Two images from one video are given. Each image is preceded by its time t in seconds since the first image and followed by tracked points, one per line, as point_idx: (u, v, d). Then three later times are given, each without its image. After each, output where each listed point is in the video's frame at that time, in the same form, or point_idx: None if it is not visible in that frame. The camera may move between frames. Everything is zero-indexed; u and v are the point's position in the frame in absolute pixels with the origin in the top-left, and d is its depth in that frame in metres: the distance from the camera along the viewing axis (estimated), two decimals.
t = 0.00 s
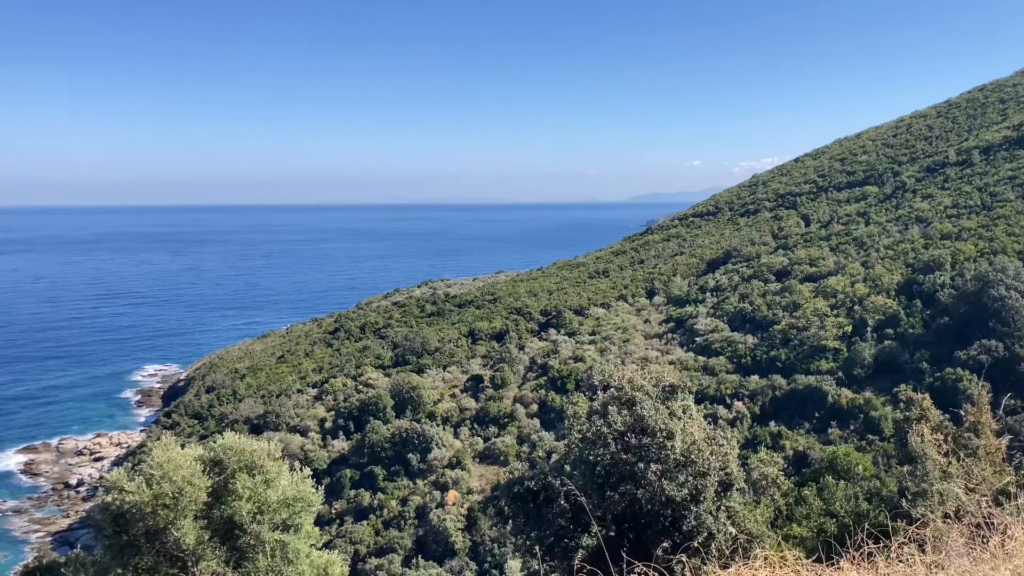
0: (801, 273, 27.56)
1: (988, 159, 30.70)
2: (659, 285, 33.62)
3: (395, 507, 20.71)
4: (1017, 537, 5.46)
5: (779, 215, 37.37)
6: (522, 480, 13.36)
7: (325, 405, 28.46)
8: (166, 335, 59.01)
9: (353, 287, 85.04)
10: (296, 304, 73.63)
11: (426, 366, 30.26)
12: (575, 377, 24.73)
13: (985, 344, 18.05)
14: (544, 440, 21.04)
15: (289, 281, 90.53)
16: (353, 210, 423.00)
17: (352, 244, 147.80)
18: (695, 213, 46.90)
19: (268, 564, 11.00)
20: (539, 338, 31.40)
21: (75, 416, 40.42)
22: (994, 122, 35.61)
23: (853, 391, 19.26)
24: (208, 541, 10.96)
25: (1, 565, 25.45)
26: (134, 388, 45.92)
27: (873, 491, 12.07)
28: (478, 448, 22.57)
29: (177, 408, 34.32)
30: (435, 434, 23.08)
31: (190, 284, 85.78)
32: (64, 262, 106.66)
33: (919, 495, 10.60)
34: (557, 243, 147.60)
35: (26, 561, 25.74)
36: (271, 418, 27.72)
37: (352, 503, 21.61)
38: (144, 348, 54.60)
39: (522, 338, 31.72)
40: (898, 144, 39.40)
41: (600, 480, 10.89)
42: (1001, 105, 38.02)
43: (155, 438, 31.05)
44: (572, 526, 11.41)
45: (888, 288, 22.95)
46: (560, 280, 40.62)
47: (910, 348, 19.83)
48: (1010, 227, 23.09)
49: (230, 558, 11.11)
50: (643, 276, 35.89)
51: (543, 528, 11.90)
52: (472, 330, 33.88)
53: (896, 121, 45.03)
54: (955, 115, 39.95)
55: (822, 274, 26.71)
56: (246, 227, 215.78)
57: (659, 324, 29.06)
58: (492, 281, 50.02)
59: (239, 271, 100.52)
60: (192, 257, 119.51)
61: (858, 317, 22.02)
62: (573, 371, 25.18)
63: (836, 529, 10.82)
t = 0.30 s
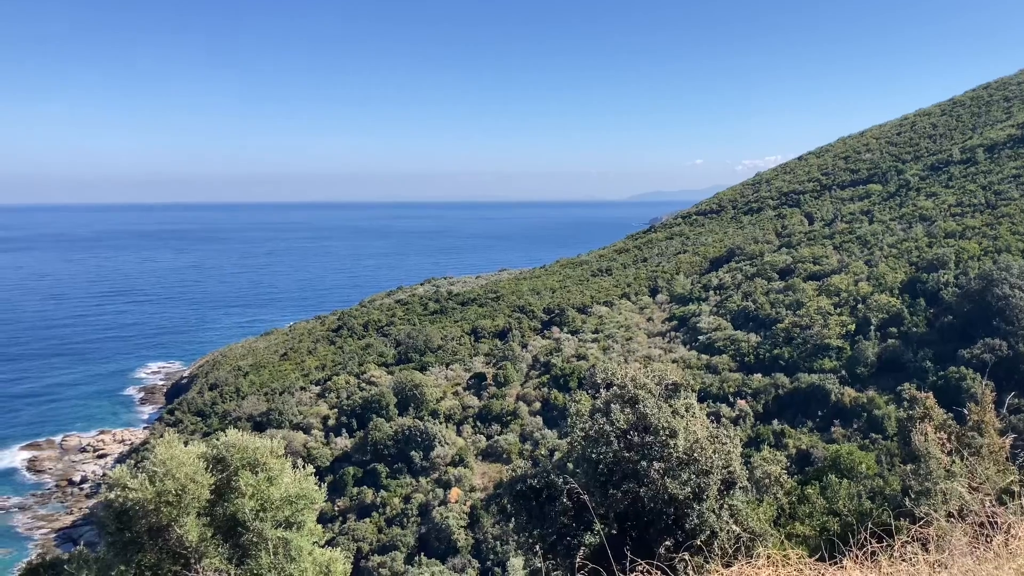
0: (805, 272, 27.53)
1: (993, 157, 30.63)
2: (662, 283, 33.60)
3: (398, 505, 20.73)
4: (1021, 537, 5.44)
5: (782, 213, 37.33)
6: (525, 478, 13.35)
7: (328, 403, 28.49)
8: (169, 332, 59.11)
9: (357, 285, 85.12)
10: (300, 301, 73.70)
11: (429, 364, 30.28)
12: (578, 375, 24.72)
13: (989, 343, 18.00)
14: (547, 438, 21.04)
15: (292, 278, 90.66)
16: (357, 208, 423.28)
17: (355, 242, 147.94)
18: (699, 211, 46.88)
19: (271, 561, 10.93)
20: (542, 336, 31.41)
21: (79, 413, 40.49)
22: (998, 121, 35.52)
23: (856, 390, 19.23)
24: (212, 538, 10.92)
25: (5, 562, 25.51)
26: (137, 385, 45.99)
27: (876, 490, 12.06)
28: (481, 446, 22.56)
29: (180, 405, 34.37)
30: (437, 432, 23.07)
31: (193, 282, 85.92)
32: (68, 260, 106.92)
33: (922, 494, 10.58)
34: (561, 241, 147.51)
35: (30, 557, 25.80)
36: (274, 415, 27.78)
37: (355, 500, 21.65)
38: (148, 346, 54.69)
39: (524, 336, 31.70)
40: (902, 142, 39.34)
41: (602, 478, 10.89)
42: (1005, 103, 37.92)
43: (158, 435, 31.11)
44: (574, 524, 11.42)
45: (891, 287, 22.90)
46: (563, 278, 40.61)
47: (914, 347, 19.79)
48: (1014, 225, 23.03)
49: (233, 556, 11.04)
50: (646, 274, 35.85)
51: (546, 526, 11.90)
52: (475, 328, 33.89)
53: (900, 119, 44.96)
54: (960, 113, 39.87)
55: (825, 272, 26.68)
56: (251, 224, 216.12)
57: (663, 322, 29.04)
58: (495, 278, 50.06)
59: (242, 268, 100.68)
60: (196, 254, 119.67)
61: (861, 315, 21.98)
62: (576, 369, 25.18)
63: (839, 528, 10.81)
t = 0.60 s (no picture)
0: (812, 268, 27.47)
1: (1001, 153, 30.50)
2: (669, 280, 33.56)
3: (405, 502, 20.78)
4: None
5: (790, 210, 37.25)
6: (533, 475, 13.37)
7: (336, 400, 28.56)
8: (178, 330, 59.30)
9: (364, 282, 85.23)
10: (307, 299, 73.86)
11: (436, 361, 30.34)
12: (585, 372, 24.73)
13: (998, 340, 17.93)
14: (555, 435, 21.05)
15: (299, 276, 90.82)
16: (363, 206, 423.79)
17: (362, 239, 148.15)
18: (706, 208, 46.80)
19: (279, 557, 10.96)
20: (549, 333, 31.42)
21: (88, 411, 40.68)
22: (1007, 116, 35.36)
23: (864, 387, 19.18)
24: (221, 535, 10.98)
25: (16, 558, 25.66)
26: (146, 382, 46.14)
27: (884, 486, 12.05)
28: (488, 443, 22.59)
29: (189, 403, 34.50)
30: (445, 429, 23.09)
31: (201, 280, 86.14)
32: (76, 258, 107.26)
33: (931, 490, 10.55)
34: (568, 238, 147.48)
35: (41, 554, 25.95)
36: (282, 412, 27.89)
37: (363, 497, 21.72)
38: (156, 344, 54.87)
39: (531, 333, 31.72)
40: (909, 138, 39.20)
41: (610, 475, 10.89)
42: (1014, 99, 37.76)
43: (167, 432, 31.24)
44: (583, 520, 11.44)
45: (899, 284, 22.84)
46: (570, 275, 40.60)
47: (922, 343, 19.74)
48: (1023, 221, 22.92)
49: (242, 552, 11.11)
50: (654, 271, 35.83)
51: (553, 523, 11.91)
52: (482, 326, 33.92)
53: (908, 116, 44.79)
54: (968, 109, 39.70)
55: (833, 269, 26.62)
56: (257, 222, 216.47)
57: (670, 319, 29.02)
58: (501, 276, 50.08)
59: (250, 266, 100.95)
60: (203, 252, 120.07)
61: (869, 313, 21.92)
62: (583, 366, 25.18)
63: (847, 524, 10.79)
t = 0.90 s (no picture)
0: (825, 266, 27.37)
1: (1017, 151, 30.28)
2: (682, 278, 33.49)
3: (417, 499, 20.83)
4: None
5: (803, 208, 37.11)
6: (544, 473, 13.39)
7: (347, 397, 28.64)
8: (191, 328, 59.55)
9: (376, 280, 85.40)
10: (320, 297, 74.07)
11: (448, 359, 30.38)
12: (596, 370, 24.71)
13: (1013, 339, 17.81)
14: (567, 433, 21.06)
15: (312, 273, 91.09)
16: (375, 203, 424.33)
17: (374, 238, 148.35)
18: (718, 206, 46.65)
19: (292, 554, 11.01)
20: (561, 331, 31.42)
21: (103, 407, 40.92)
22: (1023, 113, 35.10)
23: (877, 385, 19.10)
24: (234, 531, 11.02)
25: (32, 553, 25.86)
26: (160, 379, 46.40)
27: (897, 486, 12.00)
28: (500, 441, 22.60)
29: (202, 400, 34.67)
30: (456, 427, 23.12)
31: (214, 277, 86.54)
32: (89, 256, 107.83)
33: (945, 490, 10.50)
34: (579, 236, 147.29)
35: (56, 549, 26.14)
36: (295, 410, 27.99)
37: (375, 494, 21.78)
38: (170, 341, 55.13)
39: (543, 331, 31.70)
40: (924, 135, 38.98)
41: (621, 473, 10.89)
42: None
43: (181, 429, 31.40)
44: (594, 519, 11.45)
45: (913, 282, 22.73)
46: (581, 273, 40.58)
47: (936, 342, 19.62)
48: None
49: (254, 549, 11.14)
50: (665, 269, 35.77)
51: (565, 521, 11.91)
52: (493, 323, 33.94)
53: (923, 113, 44.52)
54: (983, 106, 39.43)
55: (846, 267, 26.51)
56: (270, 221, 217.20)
57: (682, 317, 28.96)
58: (513, 273, 50.14)
59: (262, 264, 101.31)
60: (216, 250, 120.62)
61: (882, 311, 21.83)
62: (594, 365, 25.16)
63: (860, 524, 10.75)
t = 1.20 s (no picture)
0: (840, 268, 27.22)
1: None
2: (696, 279, 33.39)
3: (429, 498, 20.87)
4: None
5: (818, 209, 36.92)
6: (557, 473, 13.38)
7: (361, 395, 28.72)
8: (206, 325, 59.88)
9: (389, 279, 85.57)
10: (333, 295, 74.29)
11: (461, 358, 30.41)
12: (609, 371, 24.66)
13: None
14: (579, 433, 21.05)
15: (326, 272, 91.35)
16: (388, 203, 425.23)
17: (388, 237, 148.72)
18: (733, 207, 46.46)
19: (305, 552, 11.03)
20: (574, 331, 31.38)
21: (118, 404, 41.18)
22: None
23: (892, 388, 18.98)
24: (247, 528, 11.06)
25: (47, 548, 26.08)
26: (174, 376, 46.66)
27: (912, 489, 11.91)
28: (512, 441, 22.61)
29: (216, 397, 34.84)
30: (468, 426, 23.13)
31: (229, 275, 86.97)
32: (106, 253, 108.62)
33: (961, 494, 10.41)
34: (593, 236, 147.06)
35: (71, 544, 26.35)
36: (308, 408, 28.10)
37: (387, 493, 21.83)
38: (185, 338, 55.44)
39: (556, 331, 31.67)
40: (941, 137, 38.69)
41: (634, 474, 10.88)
42: None
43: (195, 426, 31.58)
44: (606, 519, 11.45)
45: (929, 285, 22.57)
46: (595, 273, 40.52)
47: (952, 344, 19.47)
48: None
49: (267, 546, 11.17)
50: (679, 270, 35.67)
51: (577, 521, 11.92)
52: (506, 323, 33.95)
53: (940, 115, 44.19)
54: (1002, 107, 39.10)
55: (861, 269, 26.37)
56: (286, 219, 217.91)
57: (696, 318, 28.86)
58: (527, 273, 50.13)
59: (277, 262, 101.71)
60: (232, 248, 121.31)
61: (898, 313, 21.70)
62: (608, 365, 25.11)
63: (874, 527, 10.68)
